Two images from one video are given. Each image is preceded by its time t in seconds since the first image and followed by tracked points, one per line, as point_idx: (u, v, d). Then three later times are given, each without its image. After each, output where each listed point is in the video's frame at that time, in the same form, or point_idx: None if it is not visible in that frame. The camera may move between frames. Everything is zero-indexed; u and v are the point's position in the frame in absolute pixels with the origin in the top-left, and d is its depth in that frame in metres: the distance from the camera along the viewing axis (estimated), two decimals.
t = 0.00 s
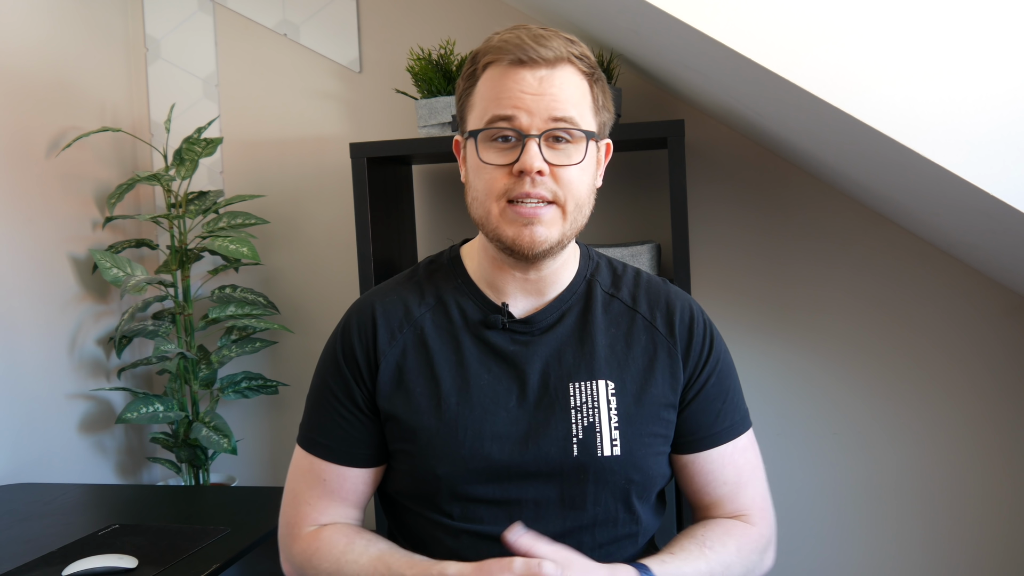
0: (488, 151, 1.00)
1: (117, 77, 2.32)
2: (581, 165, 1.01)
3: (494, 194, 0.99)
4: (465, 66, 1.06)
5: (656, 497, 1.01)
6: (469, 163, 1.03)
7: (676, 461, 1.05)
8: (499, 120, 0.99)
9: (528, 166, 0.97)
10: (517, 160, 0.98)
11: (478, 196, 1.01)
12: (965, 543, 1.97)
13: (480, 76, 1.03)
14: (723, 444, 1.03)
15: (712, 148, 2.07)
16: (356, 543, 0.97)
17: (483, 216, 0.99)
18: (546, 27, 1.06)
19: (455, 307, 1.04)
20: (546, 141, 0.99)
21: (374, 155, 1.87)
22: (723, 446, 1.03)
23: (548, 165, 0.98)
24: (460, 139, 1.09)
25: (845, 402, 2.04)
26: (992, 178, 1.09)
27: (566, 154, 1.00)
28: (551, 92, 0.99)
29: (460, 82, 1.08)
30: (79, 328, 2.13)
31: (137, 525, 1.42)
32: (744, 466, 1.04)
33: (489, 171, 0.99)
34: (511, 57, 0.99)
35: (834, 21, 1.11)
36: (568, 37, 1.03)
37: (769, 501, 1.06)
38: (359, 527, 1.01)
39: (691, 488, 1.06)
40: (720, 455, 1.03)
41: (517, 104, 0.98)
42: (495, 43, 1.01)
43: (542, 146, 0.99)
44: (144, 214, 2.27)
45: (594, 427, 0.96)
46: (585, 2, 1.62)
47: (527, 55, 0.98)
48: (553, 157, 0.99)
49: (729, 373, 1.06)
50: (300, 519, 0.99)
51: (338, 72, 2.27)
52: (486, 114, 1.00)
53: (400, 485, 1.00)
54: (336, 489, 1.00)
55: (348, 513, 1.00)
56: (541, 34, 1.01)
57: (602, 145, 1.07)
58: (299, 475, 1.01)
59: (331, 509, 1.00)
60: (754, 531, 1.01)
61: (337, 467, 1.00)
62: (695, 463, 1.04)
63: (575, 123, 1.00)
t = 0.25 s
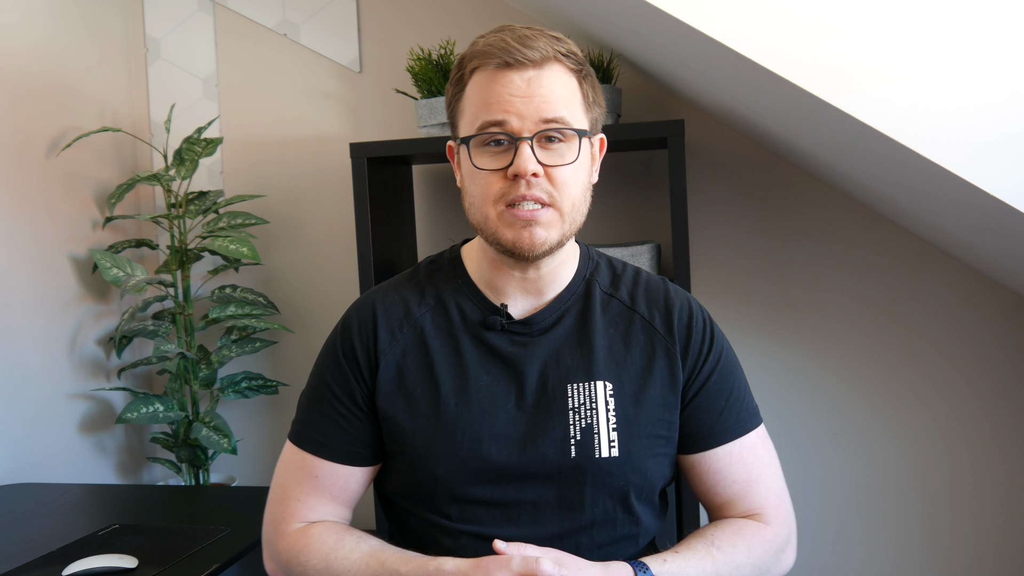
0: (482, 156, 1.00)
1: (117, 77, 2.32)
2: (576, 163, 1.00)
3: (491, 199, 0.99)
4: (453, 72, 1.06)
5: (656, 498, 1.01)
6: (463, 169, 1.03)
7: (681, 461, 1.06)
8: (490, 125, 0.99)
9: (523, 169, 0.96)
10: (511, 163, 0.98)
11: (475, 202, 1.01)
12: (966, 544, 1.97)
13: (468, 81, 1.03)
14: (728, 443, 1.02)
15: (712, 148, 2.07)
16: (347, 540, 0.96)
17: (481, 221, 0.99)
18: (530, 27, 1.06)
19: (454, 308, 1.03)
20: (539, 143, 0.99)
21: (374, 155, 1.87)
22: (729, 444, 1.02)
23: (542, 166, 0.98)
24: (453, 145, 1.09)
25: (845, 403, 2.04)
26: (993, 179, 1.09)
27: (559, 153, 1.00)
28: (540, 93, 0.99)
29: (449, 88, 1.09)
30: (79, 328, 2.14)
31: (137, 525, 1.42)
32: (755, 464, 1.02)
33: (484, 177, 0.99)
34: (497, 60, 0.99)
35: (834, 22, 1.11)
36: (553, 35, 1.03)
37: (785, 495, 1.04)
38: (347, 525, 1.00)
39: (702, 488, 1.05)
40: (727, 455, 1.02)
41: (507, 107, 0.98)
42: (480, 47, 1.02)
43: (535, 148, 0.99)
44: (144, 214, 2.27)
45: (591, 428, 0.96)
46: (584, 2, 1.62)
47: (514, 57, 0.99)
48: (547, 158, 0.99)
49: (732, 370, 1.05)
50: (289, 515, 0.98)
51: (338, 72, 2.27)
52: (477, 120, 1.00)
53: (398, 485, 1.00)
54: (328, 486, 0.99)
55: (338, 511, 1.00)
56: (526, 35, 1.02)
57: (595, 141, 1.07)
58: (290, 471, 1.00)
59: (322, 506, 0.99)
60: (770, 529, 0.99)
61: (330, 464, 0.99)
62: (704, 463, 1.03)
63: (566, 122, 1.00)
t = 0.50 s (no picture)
0: (481, 160, 1.01)
1: (117, 77, 2.32)
2: (574, 161, 1.00)
3: (493, 204, 0.99)
4: (444, 77, 1.07)
5: (655, 502, 1.01)
6: (464, 175, 1.03)
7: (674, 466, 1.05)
8: (486, 129, 1.00)
9: (522, 171, 0.97)
10: (510, 166, 0.98)
11: (477, 208, 1.01)
12: (965, 544, 1.97)
13: (460, 85, 1.03)
14: (723, 451, 1.03)
15: (712, 148, 2.07)
16: (355, 540, 0.97)
17: (486, 227, 1.00)
18: (518, 25, 1.05)
19: (457, 307, 1.04)
20: (537, 142, 0.99)
21: (374, 155, 1.87)
22: (724, 454, 1.03)
23: (542, 166, 0.98)
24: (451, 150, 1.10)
25: (844, 403, 2.04)
26: (993, 179, 1.09)
27: (558, 152, 1.00)
28: (533, 93, 0.99)
29: (443, 93, 1.09)
30: (79, 328, 2.14)
31: (137, 525, 1.42)
32: (744, 474, 1.04)
33: (485, 182, 1.00)
34: (488, 62, 0.99)
35: (834, 22, 1.12)
36: (540, 32, 1.03)
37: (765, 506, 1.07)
38: (358, 525, 1.01)
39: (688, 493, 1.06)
40: (720, 463, 1.03)
41: (501, 109, 0.98)
42: (469, 50, 1.02)
43: (533, 148, 0.99)
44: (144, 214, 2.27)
45: (595, 429, 0.97)
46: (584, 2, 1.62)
47: (503, 58, 0.99)
48: (545, 157, 0.99)
49: (732, 383, 1.05)
50: (301, 516, 0.99)
51: (338, 72, 2.28)
52: (473, 124, 1.01)
53: (400, 484, 1.00)
54: (335, 487, 1.00)
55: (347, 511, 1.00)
56: (514, 34, 1.01)
57: (593, 136, 1.07)
58: (300, 472, 1.01)
59: (331, 507, 1.00)
60: (754, 538, 1.01)
61: (335, 464, 1.00)
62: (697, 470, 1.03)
63: (562, 120, 1.00)
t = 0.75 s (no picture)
0: (486, 158, 1.00)
1: (117, 77, 2.32)
2: (580, 160, 1.01)
3: (498, 202, 0.99)
4: (450, 74, 1.06)
5: (655, 502, 1.01)
6: (468, 172, 1.03)
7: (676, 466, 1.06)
8: (492, 127, 1.00)
9: (529, 169, 0.97)
10: (516, 164, 0.98)
11: (481, 206, 1.00)
12: (966, 544, 1.97)
13: (466, 82, 1.03)
14: (727, 449, 1.03)
15: (712, 148, 2.07)
16: (341, 536, 0.97)
17: (489, 224, 0.99)
18: (525, 24, 1.05)
19: (456, 307, 1.04)
20: (543, 141, 0.99)
21: (375, 155, 1.87)
22: (727, 452, 1.03)
23: (548, 165, 0.98)
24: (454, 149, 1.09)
25: (844, 404, 2.04)
26: (994, 180, 1.09)
27: (563, 151, 1.00)
28: (541, 92, 0.99)
29: (448, 90, 1.09)
30: (79, 328, 2.14)
31: (137, 525, 1.42)
32: (749, 470, 1.04)
33: (491, 180, 1.00)
34: (495, 60, 0.99)
35: (834, 23, 1.11)
36: (548, 32, 1.03)
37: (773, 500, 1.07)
38: (347, 523, 1.01)
39: (696, 493, 1.06)
40: (726, 460, 1.03)
41: (509, 107, 0.98)
42: (477, 47, 1.01)
43: (539, 147, 0.99)
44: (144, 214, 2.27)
45: (594, 431, 0.97)
46: (584, 2, 1.62)
47: (511, 56, 0.99)
48: (551, 156, 0.99)
49: (731, 382, 1.05)
50: (289, 510, 0.99)
51: (338, 72, 2.28)
52: (479, 122, 1.00)
53: (398, 485, 1.00)
54: (325, 483, 1.00)
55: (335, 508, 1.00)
56: (522, 33, 1.01)
57: (597, 137, 1.07)
58: (292, 466, 1.02)
59: (319, 502, 1.00)
60: (766, 530, 1.01)
61: (329, 462, 1.00)
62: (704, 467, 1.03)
63: (568, 120, 1.00)
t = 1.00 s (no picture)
0: (479, 163, 1.00)
1: (117, 77, 2.32)
2: (573, 160, 1.00)
3: (494, 205, 0.99)
4: (439, 82, 1.07)
5: (656, 502, 1.01)
6: (463, 178, 1.03)
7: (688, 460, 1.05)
8: (483, 132, 0.99)
9: (522, 171, 0.96)
10: (510, 167, 0.98)
11: (478, 211, 1.00)
12: (967, 545, 1.97)
13: (455, 88, 1.03)
14: (741, 438, 1.03)
15: (713, 148, 2.07)
16: (328, 534, 0.96)
17: (487, 229, 0.99)
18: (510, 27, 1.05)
19: (455, 309, 1.03)
20: (535, 142, 0.99)
21: (374, 155, 1.87)
22: (742, 442, 1.03)
23: (541, 166, 0.98)
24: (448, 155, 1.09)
25: (845, 404, 2.04)
26: (994, 180, 1.09)
27: (556, 151, 1.00)
28: (530, 94, 0.99)
29: (437, 98, 1.09)
30: (79, 328, 2.14)
31: (137, 525, 1.42)
32: (766, 451, 1.05)
33: (485, 184, 1.00)
34: (482, 64, 0.99)
35: (834, 23, 1.11)
36: (533, 33, 1.03)
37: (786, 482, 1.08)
38: (337, 523, 1.00)
39: (718, 485, 1.04)
40: (742, 447, 1.03)
41: (499, 110, 0.98)
42: (463, 52, 1.02)
43: (532, 148, 0.99)
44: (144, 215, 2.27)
45: (593, 432, 0.96)
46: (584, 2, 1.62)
47: (498, 59, 0.99)
48: (544, 157, 0.99)
49: (738, 377, 1.05)
50: (281, 503, 1.00)
51: (338, 72, 2.27)
52: (470, 127, 1.00)
53: (396, 485, 1.00)
54: (318, 481, 1.00)
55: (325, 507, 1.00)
56: (508, 35, 1.01)
57: (589, 134, 1.07)
58: (288, 461, 1.02)
59: (310, 499, 1.00)
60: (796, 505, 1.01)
61: (324, 461, 1.00)
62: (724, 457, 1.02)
63: (559, 119, 1.00)
